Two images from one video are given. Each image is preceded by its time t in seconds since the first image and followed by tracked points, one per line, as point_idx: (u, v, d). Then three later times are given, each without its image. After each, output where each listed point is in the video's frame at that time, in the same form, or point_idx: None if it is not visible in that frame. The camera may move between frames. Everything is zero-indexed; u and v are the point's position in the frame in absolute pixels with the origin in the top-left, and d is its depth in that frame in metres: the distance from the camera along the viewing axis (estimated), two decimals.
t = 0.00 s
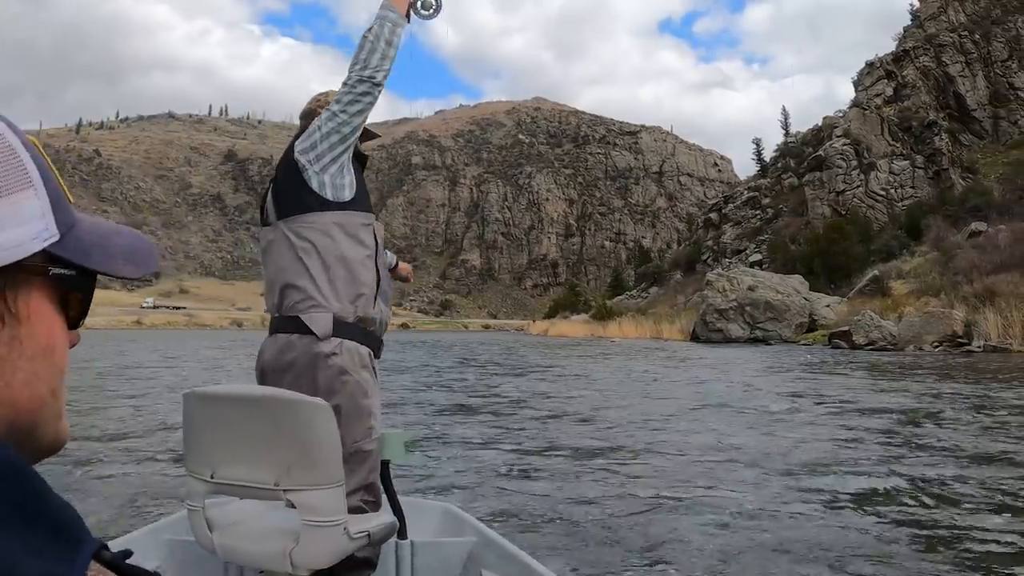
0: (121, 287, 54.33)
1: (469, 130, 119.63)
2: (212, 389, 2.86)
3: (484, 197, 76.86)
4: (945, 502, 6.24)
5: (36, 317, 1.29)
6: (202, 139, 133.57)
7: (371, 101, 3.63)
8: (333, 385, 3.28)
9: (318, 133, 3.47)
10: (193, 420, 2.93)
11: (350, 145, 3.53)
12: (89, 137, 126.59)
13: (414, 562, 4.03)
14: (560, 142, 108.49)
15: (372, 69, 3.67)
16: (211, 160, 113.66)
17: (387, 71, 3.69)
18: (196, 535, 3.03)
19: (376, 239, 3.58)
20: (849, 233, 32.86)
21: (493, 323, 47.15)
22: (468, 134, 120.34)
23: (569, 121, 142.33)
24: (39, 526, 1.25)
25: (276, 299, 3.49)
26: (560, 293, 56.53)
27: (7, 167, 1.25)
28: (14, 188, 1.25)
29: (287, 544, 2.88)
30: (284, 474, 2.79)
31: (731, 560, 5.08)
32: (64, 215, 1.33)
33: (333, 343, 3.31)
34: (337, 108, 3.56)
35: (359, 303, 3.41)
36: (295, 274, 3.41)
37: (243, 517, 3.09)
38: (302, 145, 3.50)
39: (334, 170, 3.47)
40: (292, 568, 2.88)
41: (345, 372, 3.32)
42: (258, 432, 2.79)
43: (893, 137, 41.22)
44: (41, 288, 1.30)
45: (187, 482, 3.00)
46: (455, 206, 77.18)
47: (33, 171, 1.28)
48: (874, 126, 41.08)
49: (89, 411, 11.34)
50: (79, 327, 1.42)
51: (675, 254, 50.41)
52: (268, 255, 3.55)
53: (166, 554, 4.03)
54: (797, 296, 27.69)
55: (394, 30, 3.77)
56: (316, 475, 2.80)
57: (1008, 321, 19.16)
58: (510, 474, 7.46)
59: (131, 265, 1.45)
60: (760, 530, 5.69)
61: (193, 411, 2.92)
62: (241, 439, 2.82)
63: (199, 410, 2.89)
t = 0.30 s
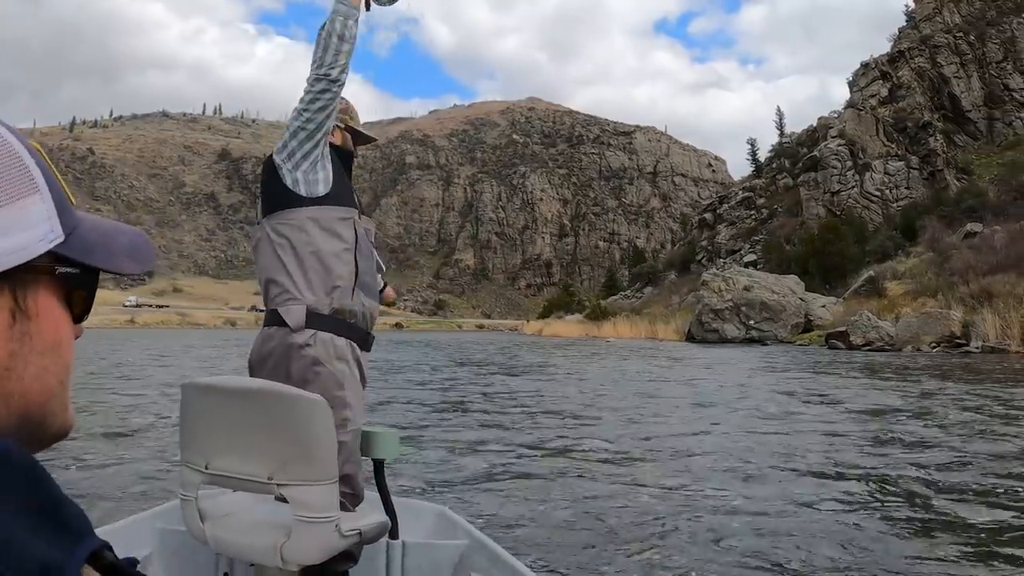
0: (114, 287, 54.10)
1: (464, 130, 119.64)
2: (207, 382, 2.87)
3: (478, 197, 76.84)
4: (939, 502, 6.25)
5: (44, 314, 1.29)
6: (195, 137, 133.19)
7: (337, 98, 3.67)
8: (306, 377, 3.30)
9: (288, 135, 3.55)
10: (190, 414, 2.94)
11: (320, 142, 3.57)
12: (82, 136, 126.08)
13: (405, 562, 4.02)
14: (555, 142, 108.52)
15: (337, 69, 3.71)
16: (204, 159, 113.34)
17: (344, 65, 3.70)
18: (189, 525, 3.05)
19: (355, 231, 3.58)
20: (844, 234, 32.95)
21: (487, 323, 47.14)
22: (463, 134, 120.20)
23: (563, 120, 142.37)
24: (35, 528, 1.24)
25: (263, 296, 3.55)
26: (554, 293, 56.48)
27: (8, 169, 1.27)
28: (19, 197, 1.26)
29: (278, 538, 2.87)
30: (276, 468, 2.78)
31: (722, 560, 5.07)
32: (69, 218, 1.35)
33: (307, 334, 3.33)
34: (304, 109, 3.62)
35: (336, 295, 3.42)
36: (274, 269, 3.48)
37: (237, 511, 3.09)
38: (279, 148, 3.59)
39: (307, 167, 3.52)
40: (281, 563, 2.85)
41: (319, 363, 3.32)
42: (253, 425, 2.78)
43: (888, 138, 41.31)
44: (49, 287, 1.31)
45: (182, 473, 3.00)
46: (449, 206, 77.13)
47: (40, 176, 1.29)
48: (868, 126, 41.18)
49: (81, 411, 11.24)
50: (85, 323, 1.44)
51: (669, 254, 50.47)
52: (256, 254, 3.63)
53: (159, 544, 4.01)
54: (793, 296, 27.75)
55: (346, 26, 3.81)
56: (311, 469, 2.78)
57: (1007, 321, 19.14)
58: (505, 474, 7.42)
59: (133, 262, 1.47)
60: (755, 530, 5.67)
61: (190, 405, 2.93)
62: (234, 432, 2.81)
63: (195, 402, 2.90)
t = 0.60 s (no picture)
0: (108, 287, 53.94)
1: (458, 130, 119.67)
2: (207, 383, 2.86)
3: (473, 198, 76.87)
4: (941, 501, 6.25)
5: (67, 327, 1.29)
6: (189, 137, 132.78)
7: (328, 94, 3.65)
8: (307, 373, 3.28)
9: (283, 134, 3.53)
10: (190, 418, 2.92)
11: (315, 139, 3.55)
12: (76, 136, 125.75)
13: (408, 562, 3.99)
14: (550, 143, 108.67)
15: (326, 66, 3.69)
16: (199, 160, 113.20)
17: (332, 63, 3.67)
18: (191, 528, 3.02)
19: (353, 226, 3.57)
20: (841, 233, 32.99)
21: (481, 323, 47.16)
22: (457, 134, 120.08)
23: (558, 121, 142.46)
24: (44, 543, 1.19)
25: (264, 294, 3.53)
26: (549, 293, 56.45)
27: (28, 172, 1.26)
28: (37, 207, 1.25)
29: (282, 539, 2.85)
30: (278, 469, 2.76)
31: (725, 560, 5.04)
32: (94, 222, 1.36)
33: (310, 329, 3.31)
34: (297, 106, 3.60)
35: (336, 290, 3.42)
36: (273, 266, 3.45)
37: (241, 512, 3.06)
38: (273, 147, 3.57)
39: (303, 165, 3.50)
40: (286, 563, 2.83)
41: (323, 357, 3.31)
42: (255, 426, 2.77)
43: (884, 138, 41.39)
44: (71, 296, 1.31)
45: (182, 477, 2.97)
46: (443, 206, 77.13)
47: (60, 181, 1.29)
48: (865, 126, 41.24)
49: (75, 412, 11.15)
50: (111, 329, 1.46)
51: (665, 254, 50.51)
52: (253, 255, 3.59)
53: (162, 549, 3.98)
54: (791, 296, 27.71)
55: (331, 23, 3.74)
56: (312, 470, 2.76)
57: (1007, 321, 19.23)
58: (505, 474, 7.38)
59: (161, 270, 1.50)
60: (757, 531, 5.65)
61: (189, 409, 2.91)
62: (235, 434, 2.80)
63: (195, 404, 2.88)
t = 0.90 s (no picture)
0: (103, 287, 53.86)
1: (455, 131, 119.76)
2: (208, 388, 2.82)
3: (469, 198, 76.87)
4: (943, 501, 6.23)
5: (88, 314, 1.27)
6: (184, 137, 132.53)
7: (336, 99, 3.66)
8: (323, 377, 3.26)
9: (289, 139, 3.49)
10: (192, 420, 2.88)
11: (322, 145, 3.54)
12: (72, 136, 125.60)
13: (410, 561, 3.93)
14: (546, 143, 108.73)
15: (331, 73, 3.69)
16: (195, 160, 113.17)
17: (347, 68, 3.72)
18: (192, 535, 2.97)
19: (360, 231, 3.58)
20: (839, 234, 33.05)
21: (477, 323, 47.16)
22: (453, 134, 120.05)
23: (554, 120, 142.51)
24: (47, 544, 1.15)
25: (269, 300, 3.49)
26: (545, 293, 56.46)
27: (58, 156, 1.24)
28: (62, 189, 1.22)
29: (288, 542, 2.81)
30: (284, 472, 2.73)
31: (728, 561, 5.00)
32: (119, 211, 1.34)
33: (325, 331, 3.30)
34: (305, 109, 3.58)
35: (348, 293, 3.42)
36: (283, 270, 3.41)
37: (241, 518, 3.02)
38: (277, 152, 3.52)
39: (310, 169, 3.49)
40: (292, 566, 2.79)
41: (339, 359, 3.30)
42: (263, 426, 2.74)
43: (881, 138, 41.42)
44: (93, 285, 1.29)
45: (183, 483, 2.93)
46: (439, 206, 77.10)
47: (91, 164, 1.28)
48: (862, 126, 41.31)
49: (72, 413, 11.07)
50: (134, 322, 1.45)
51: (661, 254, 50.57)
52: (255, 258, 3.55)
53: (164, 556, 3.94)
54: (789, 296, 27.73)
55: (348, 30, 3.81)
56: (321, 470, 2.74)
57: (1009, 322, 19.09)
58: (512, 474, 7.37)
59: (186, 263, 1.49)
60: (760, 531, 5.61)
61: (192, 413, 2.87)
62: (237, 437, 2.77)
63: (192, 411, 2.85)
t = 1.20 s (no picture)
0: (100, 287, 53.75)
1: (452, 130, 119.71)
2: (202, 384, 2.80)
3: (466, 198, 76.80)
4: (940, 501, 6.24)
5: (62, 322, 1.25)
6: (180, 137, 132.31)
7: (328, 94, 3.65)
8: (307, 377, 3.24)
9: (281, 134, 3.47)
10: (182, 418, 2.86)
11: (311, 140, 3.52)
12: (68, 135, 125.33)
13: (400, 561, 3.96)
14: (543, 143, 108.73)
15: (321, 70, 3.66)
16: (192, 159, 113.01)
17: (339, 65, 3.71)
18: (182, 531, 2.96)
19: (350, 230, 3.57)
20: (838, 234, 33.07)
21: (474, 323, 47.13)
22: (450, 133, 119.92)
23: (551, 120, 142.50)
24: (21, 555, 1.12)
25: (254, 296, 3.46)
26: (543, 293, 56.45)
27: (25, 156, 1.21)
28: (38, 195, 1.21)
29: (276, 540, 2.80)
30: (272, 470, 2.71)
31: (724, 563, 5.00)
32: (91, 217, 1.32)
33: (309, 330, 3.28)
34: (296, 106, 3.56)
35: (334, 291, 3.41)
36: (268, 268, 3.38)
37: (232, 516, 3.01)
38: (266, 147, 3.50)
39: (299, 165, 3.46)
40: (281, 565, 2.79)
41: (322, 359, 3.29)
42: (251, 427, 2.72)
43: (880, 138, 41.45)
44: (69, 291, 1.28)
45: (173, 479, 2.92)
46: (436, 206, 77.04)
47: (62, 170, 1.25)
48: (860, 127, 41.31)
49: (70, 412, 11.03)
50: (106, 329, 1.43)
51: (659, 254, 50.59)
52: (240, 254, 3.53)
53: (154, 550, 3.95)
54: (788, 296, 27.70)
55: (341, 27, 3.80)
56: (308, 470, 2.72)
57: (1011, 322, 19.04)
58: (514, 473, 7.34)
59: (156, 270, 1.47)
60: (756, 533, 5.61)
61: (180, 411, 2.85)
62: (230, 433, 2.74)
63: (186, 407, 2.82)
